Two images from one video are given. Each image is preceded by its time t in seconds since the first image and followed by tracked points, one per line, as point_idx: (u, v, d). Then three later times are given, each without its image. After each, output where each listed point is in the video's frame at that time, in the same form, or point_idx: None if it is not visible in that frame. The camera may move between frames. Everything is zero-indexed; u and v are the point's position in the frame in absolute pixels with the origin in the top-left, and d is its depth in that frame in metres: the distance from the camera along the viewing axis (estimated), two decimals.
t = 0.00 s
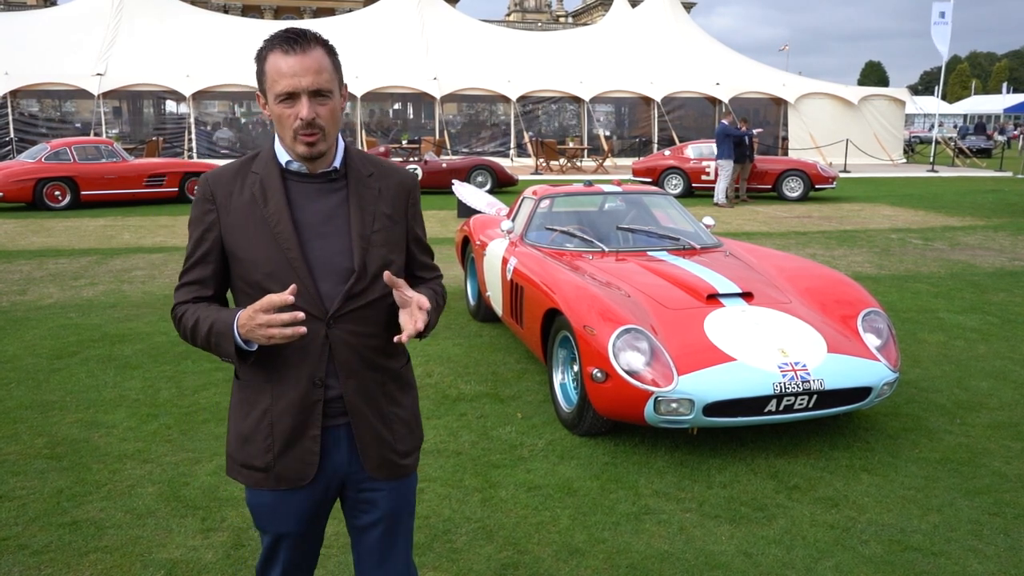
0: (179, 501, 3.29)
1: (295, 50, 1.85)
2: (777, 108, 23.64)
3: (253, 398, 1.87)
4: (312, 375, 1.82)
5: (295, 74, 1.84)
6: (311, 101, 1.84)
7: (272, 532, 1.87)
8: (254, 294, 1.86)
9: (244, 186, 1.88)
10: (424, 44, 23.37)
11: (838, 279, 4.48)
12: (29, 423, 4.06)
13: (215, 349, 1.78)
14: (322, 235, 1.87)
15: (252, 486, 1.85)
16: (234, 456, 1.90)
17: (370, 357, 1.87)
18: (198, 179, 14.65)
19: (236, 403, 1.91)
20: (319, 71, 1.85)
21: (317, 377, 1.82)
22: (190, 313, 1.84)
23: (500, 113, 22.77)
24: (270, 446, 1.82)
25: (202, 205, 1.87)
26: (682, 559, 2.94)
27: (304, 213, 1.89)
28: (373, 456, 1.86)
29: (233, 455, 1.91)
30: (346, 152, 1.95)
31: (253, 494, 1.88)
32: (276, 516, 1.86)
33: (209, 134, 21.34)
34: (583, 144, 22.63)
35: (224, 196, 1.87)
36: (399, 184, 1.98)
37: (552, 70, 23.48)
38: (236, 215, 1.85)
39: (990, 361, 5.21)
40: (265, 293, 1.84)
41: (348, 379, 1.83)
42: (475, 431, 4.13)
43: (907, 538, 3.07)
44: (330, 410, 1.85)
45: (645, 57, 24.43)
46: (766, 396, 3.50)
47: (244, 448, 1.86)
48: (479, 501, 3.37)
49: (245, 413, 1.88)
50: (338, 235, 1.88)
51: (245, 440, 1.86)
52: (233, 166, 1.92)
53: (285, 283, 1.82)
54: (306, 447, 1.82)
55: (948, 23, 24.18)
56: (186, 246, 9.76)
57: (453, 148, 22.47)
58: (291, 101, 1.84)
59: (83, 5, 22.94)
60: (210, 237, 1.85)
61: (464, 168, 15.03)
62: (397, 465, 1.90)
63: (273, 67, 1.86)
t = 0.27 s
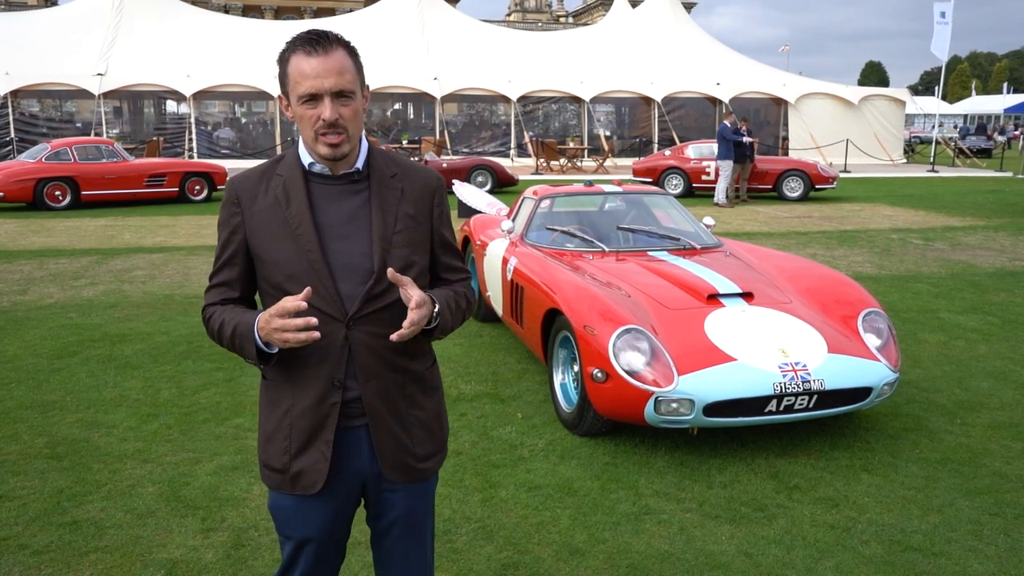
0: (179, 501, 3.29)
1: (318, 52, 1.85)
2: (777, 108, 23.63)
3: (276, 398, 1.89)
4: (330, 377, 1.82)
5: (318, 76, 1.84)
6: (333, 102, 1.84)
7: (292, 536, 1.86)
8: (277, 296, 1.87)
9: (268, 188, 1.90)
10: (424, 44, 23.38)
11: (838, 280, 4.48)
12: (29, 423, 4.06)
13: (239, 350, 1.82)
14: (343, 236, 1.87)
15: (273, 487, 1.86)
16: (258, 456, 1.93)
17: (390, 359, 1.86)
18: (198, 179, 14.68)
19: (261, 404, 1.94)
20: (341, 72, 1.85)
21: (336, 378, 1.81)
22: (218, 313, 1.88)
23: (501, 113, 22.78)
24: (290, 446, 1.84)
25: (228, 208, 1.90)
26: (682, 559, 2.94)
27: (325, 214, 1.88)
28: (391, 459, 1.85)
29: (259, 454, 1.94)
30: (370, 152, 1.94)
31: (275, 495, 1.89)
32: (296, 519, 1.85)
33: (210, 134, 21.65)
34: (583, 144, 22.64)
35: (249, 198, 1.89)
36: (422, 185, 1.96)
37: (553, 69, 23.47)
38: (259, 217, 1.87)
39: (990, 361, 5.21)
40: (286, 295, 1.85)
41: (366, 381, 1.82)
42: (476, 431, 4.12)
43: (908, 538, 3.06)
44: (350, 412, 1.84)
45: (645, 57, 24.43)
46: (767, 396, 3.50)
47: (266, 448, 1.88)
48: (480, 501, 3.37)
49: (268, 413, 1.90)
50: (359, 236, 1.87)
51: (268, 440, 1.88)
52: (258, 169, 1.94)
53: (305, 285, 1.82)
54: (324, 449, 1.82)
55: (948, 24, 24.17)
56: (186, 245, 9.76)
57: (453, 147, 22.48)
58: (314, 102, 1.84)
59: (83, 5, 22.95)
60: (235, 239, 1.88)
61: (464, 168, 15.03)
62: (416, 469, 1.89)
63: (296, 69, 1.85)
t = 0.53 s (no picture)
0: (180, 501, 3.30)
1: (339, 54, 1.85)
2: (777, 108, 23.64)
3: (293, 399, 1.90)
4: (345, 378, 1.82)
5: (338, 78, 1.84)
6: (354, 105, 1.83)
7: (304, 535, 1.86)
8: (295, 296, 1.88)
9: (287, 191, 1.91)
10: (425, 44, 23.39)
11: (839, 280, 4.48)
12: (30, 423, 4.06)
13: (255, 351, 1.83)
14: (360, 239, 1.87)
15: (286, 486, 1.87)
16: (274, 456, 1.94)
17: (406, 362, 1.85)
18: (199, 179, 14.71)
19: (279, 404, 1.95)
20: (361, 75, 1.85)
21: (350, 380, 1.82)
22: (237, 314, 1.90)
23: (502, 113, 22.80)
24: (304, 446, 1.85)
25: (248, 211, 1.92)
26: (683, 560, 2.94)
27: (342, 216, 1.89)
28: (404, 462, 1.85)
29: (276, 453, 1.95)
30: (389, 153, 1.94)
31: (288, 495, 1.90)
32: (307, 519, 1.85)
33: (211, 134, 21.89)
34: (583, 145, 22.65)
35: (268, 201, 1.91)
36: (440, 185, 1.95)
37: (553, 70, 23.48)
38: (278, 219, 1.89)
39: (990, 362, 5.21)
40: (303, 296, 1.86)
41: (380, 384, 1.82)
42: (476, 431, 4.13)
43: (908, 539, 3.06)
44: (363, 413, 1.84)
45: (646, 57, 24.44)
46: (768, 397, 3.49)
47: (282, 448, 1.89)
48: (480, 501, 3.37)
49: (285, 413, 1.91)
50: (376, 238, 1.87)
51: (284, 439, 1.89)
52: (278, 171, 1.95)
53: (322, 286, 1.83)
54: (336, 449, 1.82)
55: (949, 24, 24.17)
56: (187, 246, 9.77)
57: (454, 148, 22.49)
58: (333, 104, 1.84)
59: (85, 5, 22.97)
60: (255, 241, 1.90)
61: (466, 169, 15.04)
62: (428, 472, 1.89)
63: (317, 71, 1.86)
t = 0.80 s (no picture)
0: (180, 501, 3.30)
1: (348, 54, 1.85)
2: (778, 108, 23.64)
3: (299, 400, 1.90)
4: (351, 380, 1.82)
5: (346, 78, 1.83)
6: (361, 105, 1.83)
7: (310, 534, 1.86)
8: (301, 296, 1.88)
9: (294, 190, 1.91)
10: (425, 44, 23.38)
11: (839, 280, 4.48)
12: (30, 423, 4.06)
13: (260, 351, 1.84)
14: (366, 239, 1.87)
15: (292, 485, 1.87)
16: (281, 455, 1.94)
17: (412, 364, 1.85)
18: (200, 179, 14.71)
19: (285, 403, 1.95)
20: (370, 75, 1.85)
21: (356, 381, 1.82)
22: (244, 314, 1.91)
23: (502, 113, 22.81)
24: (310, 446, 1.84)
25: (256, 210, 1.92)
26: (684, 560, 2.94)
27: (349, 216, 1.89)
28: (410, 463, 1.84)
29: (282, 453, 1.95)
30: (396, 153, 1.93)
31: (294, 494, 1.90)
32: (313, 519, 1.85)
33: (212, 134, 21.89)
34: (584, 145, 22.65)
35: (275, 200, 1.91)
36: (448, 186, 1.95)
37: (554, 70, 23.47)
38: (285, 219, 1.89)
39: (991, 362, 5.20)
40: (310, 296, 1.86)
41: (387, 385, 1.82)
42: (476, 432, 4.12)
43: (909, 539, 3.06)
44: (369, 414, 1.84)
45: (646, 57, 24.43)
46: (769, 397, 3.49)
47: (288, 448, 1.89)
48: (481, 502, 3.37)
49: (292, 413, 1.91)
50: (382, 239, 1.87)
51: (290, 439, 1.90)
52: (286, 171, 1.95)
53: (328, 287, 1.83)
54: (342, 450, 1.82)
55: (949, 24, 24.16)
56: (187, 246, 9.77)
57: (454, 148, 22.49)
58: (341, 104, 1.83)
59: (86, 5, 22.96)
60: (262, 241, 1.91)
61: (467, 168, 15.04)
62: (434, 474, 1.88)
63: (325, 70, 1.85)
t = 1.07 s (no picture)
0: (181, 501, 3.30)
1: (352, 55, 1.85)
2: (778, 108, 23.66)
3: (301, 400, 1.90)
4: (354, 380, 1.82)
5: (350, 79, 1.83)
6: (365, 106, 1.83)
7: (310, 535, 1.86)
8: (304, 297, 1.89)
9: (298, 190, 1.91)
10: (426, 44, 23.40)
11: (839, 280, 4.48)
12: (30, 423, 4.07)
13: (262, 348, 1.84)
14: (370, 240, 1.87)
15: (293, 485, 1.87)
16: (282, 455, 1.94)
17: (415, 366, 1.85)
18: (200, 179, 14.73)
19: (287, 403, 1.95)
20: (374, 77, 1.85)
21: (359, 383, 1.82)
22: (247, 313, 1.91)
23: (503, 113, 22.83)
24: (313, 446, 1.85)
25: (259, 210, 1.93)
26: (684, 560, 2.94)
27: (352, 216, 1.89)
28: (411, 464, 1.85)
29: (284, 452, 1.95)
30: (400, 154, 1.93)
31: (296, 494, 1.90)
32: (314, 519, 1.85)
33: (213, 134, 21.91)
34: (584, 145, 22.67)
35: (279, 200, 1.91)
36: (452, 186, 1.95)
37: (554, 70, 23.47)
38: (289, 218, 1.89)
39: (992, 362, 5.20)
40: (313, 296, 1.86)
41: (389, 386, 1.82)
42: (476, 432, 4.12)
43: (910, 539, 3.06)
44: (371, 415, 1.84)
45: (647, 57, 24.44)
46: (769, 397, 3.49)
47: (290, 448, 1.89)
48: (482, 502, 3.37)
49: (295, 413, 1.91)
50: (386, 239, 1.87)
51: (293, 438, 1.90)
52: (289, 171, 1.95)
53: (331, 287, 1.83)
54: (343, 451, 1.82)
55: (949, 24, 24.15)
56: (187, 246, 9.78)
57: (454, 148, 22.51)
58: (345, 105, 1.83)
59: (86, 6, 22.97)
60: (266, 241, 1.91)
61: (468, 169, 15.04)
62: (436, 474, 1.89)
63: (329, 72, 1.85)
